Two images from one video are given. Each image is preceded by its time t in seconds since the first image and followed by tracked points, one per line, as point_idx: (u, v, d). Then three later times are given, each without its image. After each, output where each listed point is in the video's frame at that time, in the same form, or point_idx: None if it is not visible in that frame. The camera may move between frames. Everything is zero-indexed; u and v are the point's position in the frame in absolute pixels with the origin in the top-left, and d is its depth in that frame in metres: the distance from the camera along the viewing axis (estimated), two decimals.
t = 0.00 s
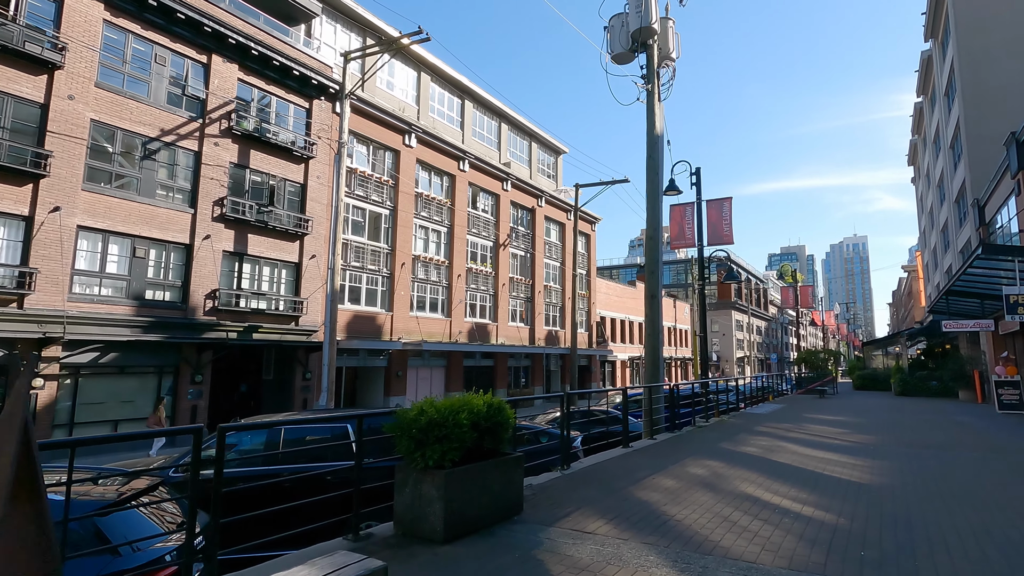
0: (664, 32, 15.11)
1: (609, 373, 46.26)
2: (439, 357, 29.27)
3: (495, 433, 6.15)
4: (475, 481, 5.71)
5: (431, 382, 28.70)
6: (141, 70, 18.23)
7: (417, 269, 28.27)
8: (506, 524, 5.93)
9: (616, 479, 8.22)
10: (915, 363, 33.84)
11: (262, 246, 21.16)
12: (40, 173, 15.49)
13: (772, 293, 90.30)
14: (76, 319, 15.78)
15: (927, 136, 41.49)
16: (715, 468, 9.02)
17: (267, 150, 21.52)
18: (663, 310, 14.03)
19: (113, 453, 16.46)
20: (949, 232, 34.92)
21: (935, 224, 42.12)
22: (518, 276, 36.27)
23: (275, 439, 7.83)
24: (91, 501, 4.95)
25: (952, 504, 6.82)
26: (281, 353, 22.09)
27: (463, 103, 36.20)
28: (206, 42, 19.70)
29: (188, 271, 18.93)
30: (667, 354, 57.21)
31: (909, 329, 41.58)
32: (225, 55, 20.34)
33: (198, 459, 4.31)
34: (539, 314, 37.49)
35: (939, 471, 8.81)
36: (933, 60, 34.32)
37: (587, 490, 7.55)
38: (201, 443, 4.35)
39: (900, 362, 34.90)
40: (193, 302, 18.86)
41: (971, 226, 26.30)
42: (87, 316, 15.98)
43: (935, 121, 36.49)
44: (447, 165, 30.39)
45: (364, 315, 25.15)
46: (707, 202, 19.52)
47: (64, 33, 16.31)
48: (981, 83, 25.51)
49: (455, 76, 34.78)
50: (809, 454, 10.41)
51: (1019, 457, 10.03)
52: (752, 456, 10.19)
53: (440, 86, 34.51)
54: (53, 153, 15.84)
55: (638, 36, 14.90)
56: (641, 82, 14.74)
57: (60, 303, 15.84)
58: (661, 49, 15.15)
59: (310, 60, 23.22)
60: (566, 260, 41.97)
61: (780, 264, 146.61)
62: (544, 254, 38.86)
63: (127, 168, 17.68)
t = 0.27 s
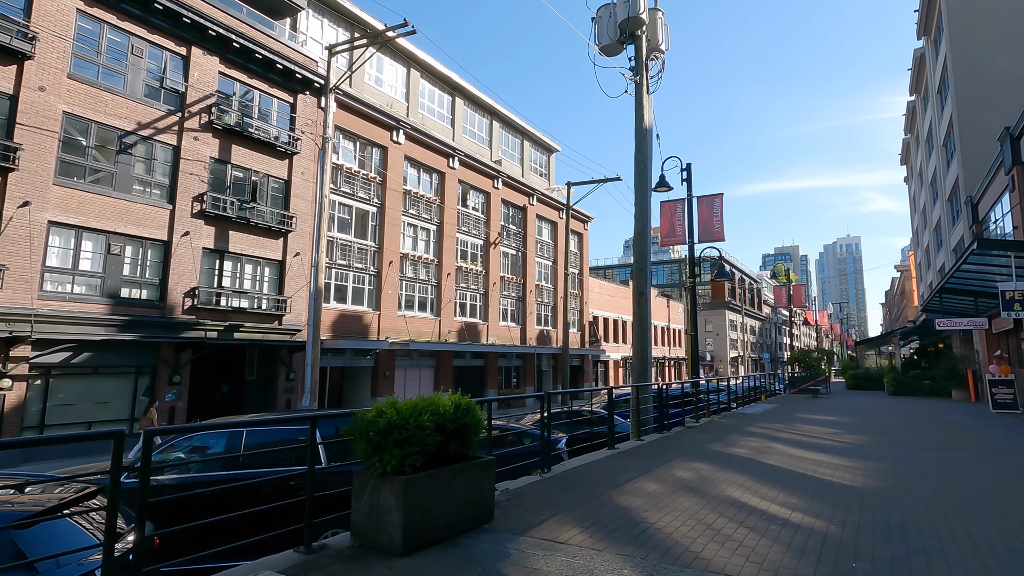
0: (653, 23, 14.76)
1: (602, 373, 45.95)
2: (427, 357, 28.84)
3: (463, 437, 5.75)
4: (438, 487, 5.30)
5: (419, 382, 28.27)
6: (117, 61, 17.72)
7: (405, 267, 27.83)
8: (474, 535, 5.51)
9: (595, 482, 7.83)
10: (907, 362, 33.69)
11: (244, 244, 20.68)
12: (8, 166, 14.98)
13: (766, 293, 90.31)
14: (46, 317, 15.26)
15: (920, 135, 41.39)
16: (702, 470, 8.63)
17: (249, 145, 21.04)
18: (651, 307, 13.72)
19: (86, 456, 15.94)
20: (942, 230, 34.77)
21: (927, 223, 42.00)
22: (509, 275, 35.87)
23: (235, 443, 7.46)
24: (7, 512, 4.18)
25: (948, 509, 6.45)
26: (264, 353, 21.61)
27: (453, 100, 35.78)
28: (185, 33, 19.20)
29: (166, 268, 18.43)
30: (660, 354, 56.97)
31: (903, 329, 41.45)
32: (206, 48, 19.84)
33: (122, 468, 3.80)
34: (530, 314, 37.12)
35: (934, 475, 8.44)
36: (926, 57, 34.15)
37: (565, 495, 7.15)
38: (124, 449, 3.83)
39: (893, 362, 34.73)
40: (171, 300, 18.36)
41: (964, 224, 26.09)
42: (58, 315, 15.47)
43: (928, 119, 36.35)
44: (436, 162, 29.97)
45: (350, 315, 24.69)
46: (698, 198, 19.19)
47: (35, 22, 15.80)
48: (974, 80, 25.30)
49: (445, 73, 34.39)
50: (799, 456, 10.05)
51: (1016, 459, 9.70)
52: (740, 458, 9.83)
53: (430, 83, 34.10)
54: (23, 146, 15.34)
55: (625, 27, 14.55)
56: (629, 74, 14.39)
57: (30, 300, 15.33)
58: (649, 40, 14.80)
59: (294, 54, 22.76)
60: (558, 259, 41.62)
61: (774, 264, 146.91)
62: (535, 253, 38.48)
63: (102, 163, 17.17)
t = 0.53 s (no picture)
0: (642, 13, 14.38)
1: (596, 373, 45.63)
2: (417, 357, 28.42)
3: (427, 443, 5.35)
4: (397, 499, 4.88)
5: (409, 382, 27.85)
6: (93, 52, 17.21)
7: (394, 266, 27.39)
8: (438, 548, 5.11)
9: (575, 489, 7.45)
10: (901, 362, 33.50)
11: (227, 241, 20.21)
12: None
13: (760, 292, 90.25)
14: (16, 316, 14.77)
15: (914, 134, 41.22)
16: (688, 475, 8.27)
17: (232, 139, 20.56)
18: (641, 305, 13.37)
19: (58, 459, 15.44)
20: (936, 229, 34.56)
21: (922, 222, 41.84)
22: (501, 274, 35.47)
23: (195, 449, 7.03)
24: None
25: (947, 519, 6.07)
26: (247, 353, 21.13)
27: (444, 96, 35.33)
28: (164, 25, 18.70)
29: (144, 266, 17.95)
30: (654, 354, 56.73)
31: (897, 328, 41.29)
32: (186, 40, 19.34)
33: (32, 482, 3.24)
34: (522, 313, 36.74)
35: (931, 480, 8.09)
36: (921, 55, 33.93)
37: (542, 503, 6.76)
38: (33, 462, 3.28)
39: (886, 361, 34.54)
40: (149, 299, 17.87)
41: (958, 222, 25.84)
42: (29, 313, 14.98)
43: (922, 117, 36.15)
44: (426, 159, 29.51)
45: (336, 313, 24.23)
46: (690, 195, 18.85)
47: (6, 11, 15.29)
48: (969, 76, 25.04)
49: (436, 69, 33.95)
50: (790, 459, 9.70)
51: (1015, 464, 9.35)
52: (729, 462, 9.47)
53: (421, 79, 33.65)
54: None
55: (614, 18, 14.17)
56: (618, 65, 14.00)
57: None
58: (639, 32, 14.43)
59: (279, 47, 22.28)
60: (551, 258, 41.24)
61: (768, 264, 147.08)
62: (528, 252, 38.09)
63: (77, 157, 16.68)
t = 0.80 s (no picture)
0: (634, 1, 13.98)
1: (591, 372, 45.30)
2: (409, 355, 28.02)
3: (387, 443, 4.97)
4: (350, 506, 4.48)
5: (400, 381, 27.46)
6: (72, 42, 16.78)
7: (385, 263, 26.98)
8: (397, 559, 4.73)
9: (555, 492, 7.06)
10: (899, 360, 33.18)
11: (212, 236, 19.78)
12: None
13: (758, 291, 89.99)
14: None
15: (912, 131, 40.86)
16: (676, 477, 7.88)
17: (217, 132, 20.12)
18: (632, 301, 13.00)
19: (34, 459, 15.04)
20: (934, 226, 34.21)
21: (920, 220, 41.52)
22: (495, 271, 35.08)
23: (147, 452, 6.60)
24: None
25: (947, 525, 5.69)
26: (234, 351, 20.72)
27: (438, 91, 34.90)
28: (145, 14, 18.24)
29: (125, 261, 17.52)
30: (651, 352, 56.44)
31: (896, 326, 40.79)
32: (169, 30, 18.89)
33: None
34: (516, 311, 36.34)
35: (930, 483, 7.71)
36: (920, 50, 33.55)
37: (517, 508, 6.37)
38: None
39: (884, 360, 34.22)
40: (130, 295, 17.45)
41: (958, 218, 25.47)
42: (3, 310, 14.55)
43: (921, 113, 35.78)
44: (418, 154, 29.07)
45: (325, 311, 23.82)
46: (684, 189, 18.46)
47: None
48: (968, 71, 24.66)
49: (429, 64, 33.51)
50: (783, 459, 9.31)
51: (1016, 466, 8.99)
52: (720, 463, 9.08)
53: (414, 74, 33.22)
54: None
55: (605, 5, 13.77)
56: (609, 54, 13.61)
57: None
58: (631, 20, 14.03)
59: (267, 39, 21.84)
60: (546, 255, 40.85)
61: (766, 263, 146.87)
62: (522, 249, 37.70)
63: (54, 149, 16.24)
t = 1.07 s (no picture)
0: None
1: (587, 372, 44.92)
2: (400, 356, 27.59)
3: (342, 457, 4.54)
4: (294, 529, 4.04)
5: (391, 382, 27.03)
6: (49, 34, 16.33)
7: (376, 262, 26.54)
8: None
9: (534, 504, 6.64)
10: (897, 361, 32.83)
11: (195, 235, 19.33)
12: None
13: (755, 291, 89.68)
14: None
15: (911, 130, 40.51)
16: (664, 487, 7.46)
17: (201, 128, 19.68)
18: (622, 301, 12.60)
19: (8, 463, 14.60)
20: (933, 226, 33.85)
21: (918, 219, 41.20)
22: (489, 271, 34.66)
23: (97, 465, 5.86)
24: None
25: (952, 543, 5.29)
26: (219, 352, 20.28)
27: (432, 89, 34.45)
28: (126, 6, 17.78)
29: (104, 260, 17.08)
30: (648, 353, 56.08)
31: (894, 326, 40.41)
32: (151, 23, 18.44)
33: None
34: (511, 311, 35.93)
35: (932, 495, 7.28)
36: (918, 48, 33.19)
37: (491, 523, 5.95)
38: None
39: (882, 361, 33.88)
40: (110, 295, 17.01)
41: (957, 218, 25.10)
42: None
43: (919, 112, 35.41)
44: (410, 152, 28.63)
45: (314, 311, 23.37)
46: (678, 186, 18.05)
47: None
48: (968, 67, 24.28)
49: (422, 61, 33.07)
50: (777, 467, 8.91)
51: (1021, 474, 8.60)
52: (711, 471, 8.66)
53: (407, 71, 32.79)
54: None
55: None
56: (600, 46, 13.20)
57: None
58: (622, 11, 13.63)
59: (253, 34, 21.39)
60: (542, 255, 40.44)
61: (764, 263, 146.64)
62: (517, 248, 37.29)
63: (30, 144, 15.79)
